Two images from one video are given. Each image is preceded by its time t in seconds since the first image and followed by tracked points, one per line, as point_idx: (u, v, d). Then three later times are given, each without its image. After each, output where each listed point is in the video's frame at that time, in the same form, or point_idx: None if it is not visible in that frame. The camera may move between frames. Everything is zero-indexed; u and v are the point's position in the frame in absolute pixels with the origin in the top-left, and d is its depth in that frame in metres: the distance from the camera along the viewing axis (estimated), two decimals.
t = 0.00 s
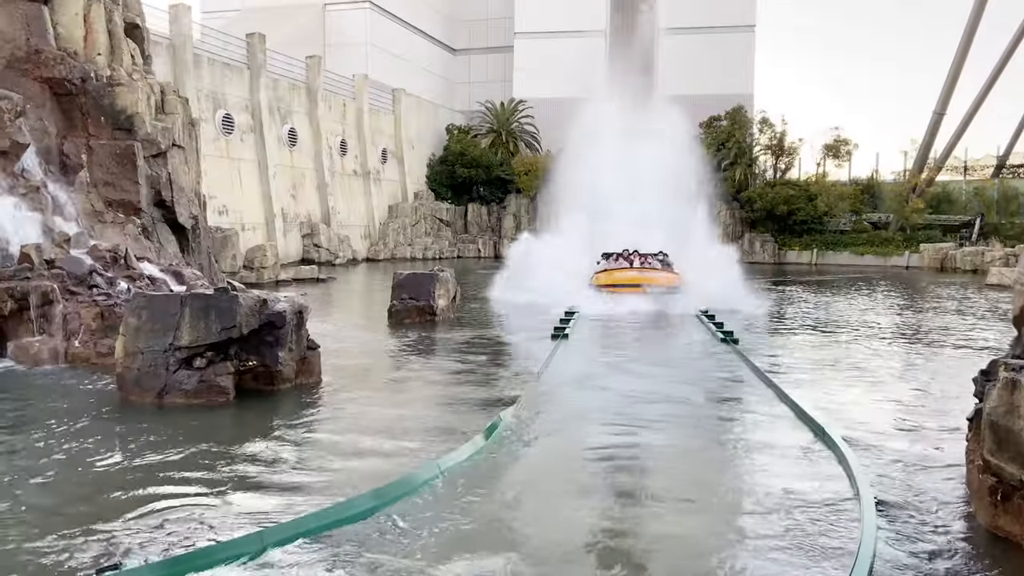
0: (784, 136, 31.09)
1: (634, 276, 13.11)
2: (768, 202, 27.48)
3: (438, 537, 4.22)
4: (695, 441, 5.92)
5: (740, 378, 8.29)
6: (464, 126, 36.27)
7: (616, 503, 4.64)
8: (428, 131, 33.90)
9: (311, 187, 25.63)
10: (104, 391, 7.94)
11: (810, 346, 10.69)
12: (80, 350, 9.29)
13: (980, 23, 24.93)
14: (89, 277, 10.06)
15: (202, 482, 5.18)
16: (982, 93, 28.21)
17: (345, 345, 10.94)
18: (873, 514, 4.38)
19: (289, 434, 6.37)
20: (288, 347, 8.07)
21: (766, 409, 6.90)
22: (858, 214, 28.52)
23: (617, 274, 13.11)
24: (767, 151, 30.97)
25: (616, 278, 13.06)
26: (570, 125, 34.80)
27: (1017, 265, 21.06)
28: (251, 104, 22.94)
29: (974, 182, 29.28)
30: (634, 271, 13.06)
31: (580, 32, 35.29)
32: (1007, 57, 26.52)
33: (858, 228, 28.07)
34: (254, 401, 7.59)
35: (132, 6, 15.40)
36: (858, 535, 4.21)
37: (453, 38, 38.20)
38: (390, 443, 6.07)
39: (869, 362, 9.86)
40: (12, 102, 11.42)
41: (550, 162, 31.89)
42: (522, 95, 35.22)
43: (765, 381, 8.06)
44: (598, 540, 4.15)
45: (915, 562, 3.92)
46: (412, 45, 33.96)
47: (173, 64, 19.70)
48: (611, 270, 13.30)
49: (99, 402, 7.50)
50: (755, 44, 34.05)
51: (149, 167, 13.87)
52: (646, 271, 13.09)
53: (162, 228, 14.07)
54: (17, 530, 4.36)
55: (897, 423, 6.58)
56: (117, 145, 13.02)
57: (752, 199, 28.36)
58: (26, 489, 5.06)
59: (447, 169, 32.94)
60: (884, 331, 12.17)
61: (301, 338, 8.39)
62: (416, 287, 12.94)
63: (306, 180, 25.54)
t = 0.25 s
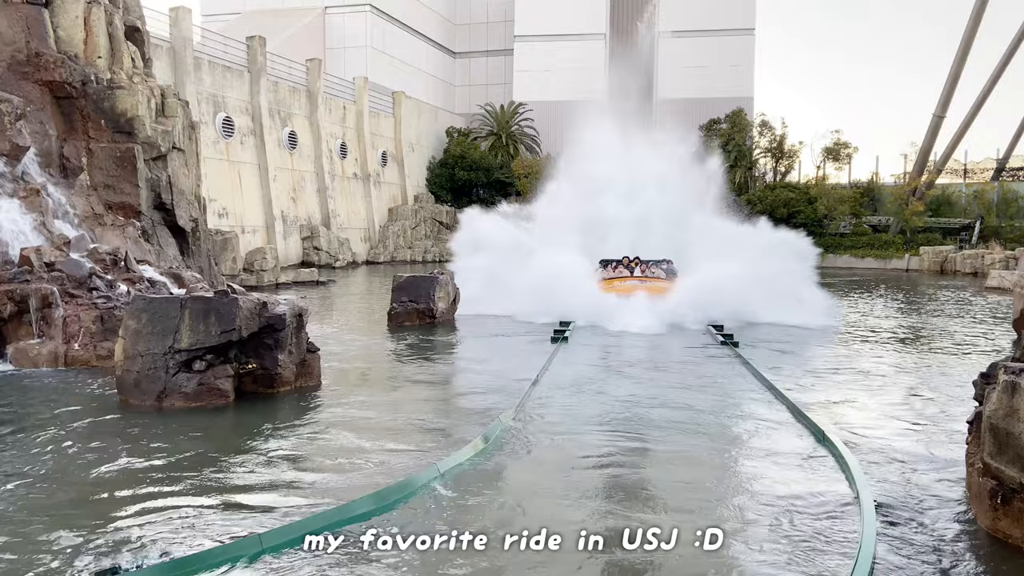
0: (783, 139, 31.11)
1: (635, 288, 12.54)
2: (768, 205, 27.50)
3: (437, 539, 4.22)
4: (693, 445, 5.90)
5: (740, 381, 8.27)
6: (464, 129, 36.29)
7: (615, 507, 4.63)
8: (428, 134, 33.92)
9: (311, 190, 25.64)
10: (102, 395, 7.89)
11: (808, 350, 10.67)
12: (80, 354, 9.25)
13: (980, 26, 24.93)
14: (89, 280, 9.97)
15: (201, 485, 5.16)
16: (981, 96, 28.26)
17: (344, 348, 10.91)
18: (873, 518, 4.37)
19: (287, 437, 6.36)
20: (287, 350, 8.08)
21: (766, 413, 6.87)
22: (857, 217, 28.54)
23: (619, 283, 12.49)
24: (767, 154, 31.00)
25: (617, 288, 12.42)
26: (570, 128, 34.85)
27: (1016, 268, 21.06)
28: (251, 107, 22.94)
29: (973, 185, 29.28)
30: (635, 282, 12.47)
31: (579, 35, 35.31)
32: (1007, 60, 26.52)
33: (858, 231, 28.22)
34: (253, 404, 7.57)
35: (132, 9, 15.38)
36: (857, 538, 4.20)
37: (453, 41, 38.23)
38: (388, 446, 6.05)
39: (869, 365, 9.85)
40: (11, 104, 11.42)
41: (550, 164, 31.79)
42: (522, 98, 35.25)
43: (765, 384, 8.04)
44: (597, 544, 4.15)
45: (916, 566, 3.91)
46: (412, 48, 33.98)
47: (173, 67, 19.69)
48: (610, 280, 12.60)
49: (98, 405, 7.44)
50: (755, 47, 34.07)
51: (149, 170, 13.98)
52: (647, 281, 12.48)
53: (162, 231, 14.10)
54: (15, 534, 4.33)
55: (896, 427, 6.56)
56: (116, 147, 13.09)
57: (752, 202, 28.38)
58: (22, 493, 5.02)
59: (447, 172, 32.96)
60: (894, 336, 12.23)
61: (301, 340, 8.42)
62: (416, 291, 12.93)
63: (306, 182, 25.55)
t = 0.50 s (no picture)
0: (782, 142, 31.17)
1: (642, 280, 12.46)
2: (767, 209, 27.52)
3: (437, 540, 4.25)
4: (692, 448, 5.91)
5: (738, 385, 8.28)
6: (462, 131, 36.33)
7: (612, 510, 4.65)
8: (427, 137, 33.96)
9: (310, 193, 25.64)
10: (100, 398, 7.89)
11: (809, 353, 10.67)
12: (78, 356, 9.30)
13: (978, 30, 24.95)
14: (87, 283, 9.99)
15: (200, 488, 5.17)
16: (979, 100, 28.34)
17: (342, 351, 10.91)
18: (872, 520, 4.39)
19: (286, 440, 6.37)
20: (286, 353, 8.09)
21: (764, 417, 6.88)
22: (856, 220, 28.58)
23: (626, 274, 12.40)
24: (766, 157, 31.04)
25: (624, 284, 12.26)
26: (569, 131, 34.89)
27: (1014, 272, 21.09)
28: (250, 109, 22.94)
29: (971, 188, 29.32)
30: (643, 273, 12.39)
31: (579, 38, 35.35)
32: (1005, 64, 26.55)
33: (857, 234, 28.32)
34: (251, 408, 7.58)
35: (130, 12, 15.39)
36: (855, 540, 4.22)
37: (452, 44, 38.27)
38: (385, 449, 6.05)
39: (867, 368, 9.86)
40: (11, 107, 11.42)
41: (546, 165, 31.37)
42: (521, 101, 35.29)
43: (764, 388, 8.05)
44: (595, 546, 4.17)
45: (915, 568, 3.92)
46: (412, 51, 34.02)
47: (172, 70, 19.69)
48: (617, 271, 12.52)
49: (96, 409, 7.44)
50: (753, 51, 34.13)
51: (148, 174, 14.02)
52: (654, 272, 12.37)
53: (160, 234, 14.13)
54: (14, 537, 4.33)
55: (892, 430, 6.58)
56: (116, 151, 13.14)
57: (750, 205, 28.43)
58: (20, 495, 5.02)
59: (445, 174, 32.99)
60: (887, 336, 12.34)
61: (298, 343, 8.41)
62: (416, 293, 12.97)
63: (305, 185, 25.56)
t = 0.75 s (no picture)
0: (780, 145, 31.26)
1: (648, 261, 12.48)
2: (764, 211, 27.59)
3: (437, 539, 4.29)
4: (690, 450, 5.94)
5: (737, 388, 8.31)
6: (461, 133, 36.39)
7: (610, 511, 4.68)
8: (425, 139, 34.03)
9: (308, 195, 25.68)
10: (98, 400, 7.90)
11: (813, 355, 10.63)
12: (75, 358, 9.34)
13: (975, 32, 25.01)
14: (85, 285, 9.99)
15: (198, 490, 5.19)
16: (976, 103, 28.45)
17: (339, 353, 10.92)
18: (868, 521, 4.42)
19: (285, 441, 6.40)
20: (284, 355, 8.11)
21: (762, 419, 6.92)
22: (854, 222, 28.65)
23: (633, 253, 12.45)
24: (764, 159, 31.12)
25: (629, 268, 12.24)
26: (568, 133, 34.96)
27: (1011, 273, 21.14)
28: (248, 111, 22.97)
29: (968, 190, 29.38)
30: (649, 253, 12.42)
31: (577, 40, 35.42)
32: (1002, 66, 26.60)
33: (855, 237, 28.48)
34: (249, 410, 7.59)
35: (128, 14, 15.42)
36: (853, 541, 4.25)
37: (450, 46, 38.35)
38: (383, 451, 6.08)
39: (863, 370, 9.90)
40: (9, 109, 11.45)
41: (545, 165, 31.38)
42: (520, 103, 35.35)
43: (763, 391, 8.07)
44: (593, 546, 4.21)
45: (911, 569, 3.96)
46: (410, 54, 34.10)
47: (170, 72, 19.71)
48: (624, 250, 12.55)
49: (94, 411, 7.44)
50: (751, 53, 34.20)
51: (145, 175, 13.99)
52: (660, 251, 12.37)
53: (158, 235, 14.16)
54: (13, 539, 4.35)
55: (888, 431, 6.61)
56: (114, 153, 13.21)
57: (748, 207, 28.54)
58: (18, 497, 5.04)
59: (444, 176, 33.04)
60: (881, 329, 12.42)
61: (297, 345, 8.44)
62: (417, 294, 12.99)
63: (304, 187, 25.60)
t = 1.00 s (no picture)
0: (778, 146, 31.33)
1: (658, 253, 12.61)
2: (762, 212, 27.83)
3: (437, 540, 4.32)
4: (688, 453, 5.98)
5: (735, 391, 8.35)
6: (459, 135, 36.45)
7: (609, 513, 4.71)
8: (423, 140, 34.06)
9: (306, 197, 25.71)
10: (95, 403, 7.88)
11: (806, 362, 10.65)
12: (73, 361, 9.27)
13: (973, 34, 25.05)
14: (83, 287, 10.03)
15: (197, 492, 5.20)
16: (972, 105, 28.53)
17: (337, 356, 10.93)
18: (865, 523, 4.45)
19: (283, 443, 6.42)
20: (282, 357, 8.14)
21: (759, 422, 6.96)
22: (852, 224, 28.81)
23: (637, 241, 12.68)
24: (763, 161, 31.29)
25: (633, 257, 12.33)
26: (566, 134, 35.01)
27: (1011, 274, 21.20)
28: (246, 113, 22.99)
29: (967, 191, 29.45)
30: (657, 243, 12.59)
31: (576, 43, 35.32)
32: (1000, 68, 26.65)
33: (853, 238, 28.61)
34: (248, 412, 7.60)
35: (127, 16, 15.45)
36: (852, 544, 4.27)
37: (448, 49, 38.41)
38: (382, 453, 6.09)
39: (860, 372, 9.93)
40: (7, 111, 11.44)
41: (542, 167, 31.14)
42: (518, 105, 35.42)
43: (760, 395, 8.12)
44: (592, 548, 4.24)
45: (909, 570, 3.98)
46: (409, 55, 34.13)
47: (168, 73, 19.69)
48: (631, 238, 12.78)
49: (92, 413, 7.44)
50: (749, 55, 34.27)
51: (143, 177, 14.06)
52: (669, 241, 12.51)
53: (156, 237, 14.19)
54: (13, 541, 4.35)
55: (885, 433, 6.64)
56: (111, 155, 13.23)
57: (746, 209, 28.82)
58: (15, 500, 5.04)
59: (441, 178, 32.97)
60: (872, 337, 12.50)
61: (295, 348, 8.44)
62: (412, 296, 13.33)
63: (302, 189, 25.63)
